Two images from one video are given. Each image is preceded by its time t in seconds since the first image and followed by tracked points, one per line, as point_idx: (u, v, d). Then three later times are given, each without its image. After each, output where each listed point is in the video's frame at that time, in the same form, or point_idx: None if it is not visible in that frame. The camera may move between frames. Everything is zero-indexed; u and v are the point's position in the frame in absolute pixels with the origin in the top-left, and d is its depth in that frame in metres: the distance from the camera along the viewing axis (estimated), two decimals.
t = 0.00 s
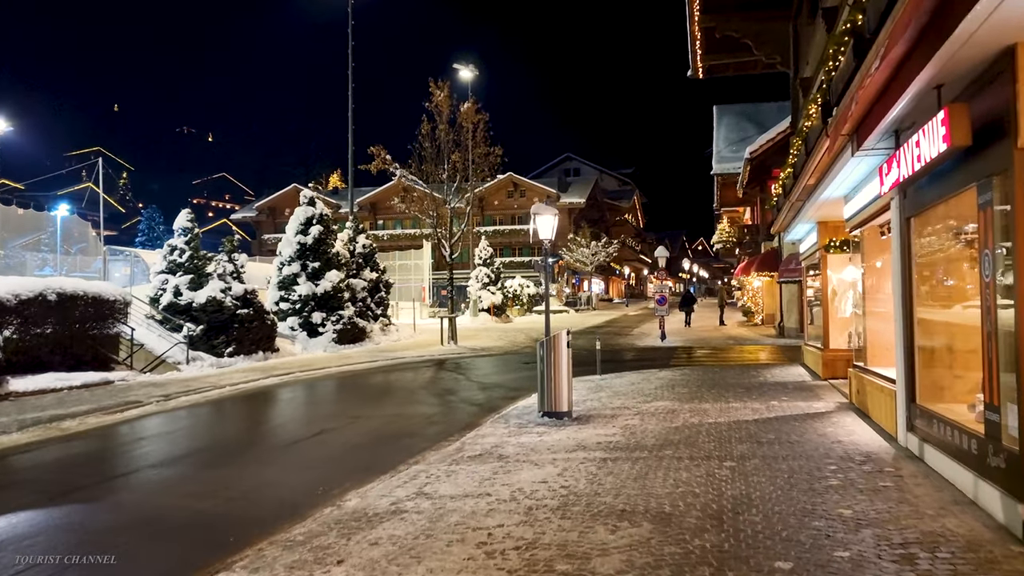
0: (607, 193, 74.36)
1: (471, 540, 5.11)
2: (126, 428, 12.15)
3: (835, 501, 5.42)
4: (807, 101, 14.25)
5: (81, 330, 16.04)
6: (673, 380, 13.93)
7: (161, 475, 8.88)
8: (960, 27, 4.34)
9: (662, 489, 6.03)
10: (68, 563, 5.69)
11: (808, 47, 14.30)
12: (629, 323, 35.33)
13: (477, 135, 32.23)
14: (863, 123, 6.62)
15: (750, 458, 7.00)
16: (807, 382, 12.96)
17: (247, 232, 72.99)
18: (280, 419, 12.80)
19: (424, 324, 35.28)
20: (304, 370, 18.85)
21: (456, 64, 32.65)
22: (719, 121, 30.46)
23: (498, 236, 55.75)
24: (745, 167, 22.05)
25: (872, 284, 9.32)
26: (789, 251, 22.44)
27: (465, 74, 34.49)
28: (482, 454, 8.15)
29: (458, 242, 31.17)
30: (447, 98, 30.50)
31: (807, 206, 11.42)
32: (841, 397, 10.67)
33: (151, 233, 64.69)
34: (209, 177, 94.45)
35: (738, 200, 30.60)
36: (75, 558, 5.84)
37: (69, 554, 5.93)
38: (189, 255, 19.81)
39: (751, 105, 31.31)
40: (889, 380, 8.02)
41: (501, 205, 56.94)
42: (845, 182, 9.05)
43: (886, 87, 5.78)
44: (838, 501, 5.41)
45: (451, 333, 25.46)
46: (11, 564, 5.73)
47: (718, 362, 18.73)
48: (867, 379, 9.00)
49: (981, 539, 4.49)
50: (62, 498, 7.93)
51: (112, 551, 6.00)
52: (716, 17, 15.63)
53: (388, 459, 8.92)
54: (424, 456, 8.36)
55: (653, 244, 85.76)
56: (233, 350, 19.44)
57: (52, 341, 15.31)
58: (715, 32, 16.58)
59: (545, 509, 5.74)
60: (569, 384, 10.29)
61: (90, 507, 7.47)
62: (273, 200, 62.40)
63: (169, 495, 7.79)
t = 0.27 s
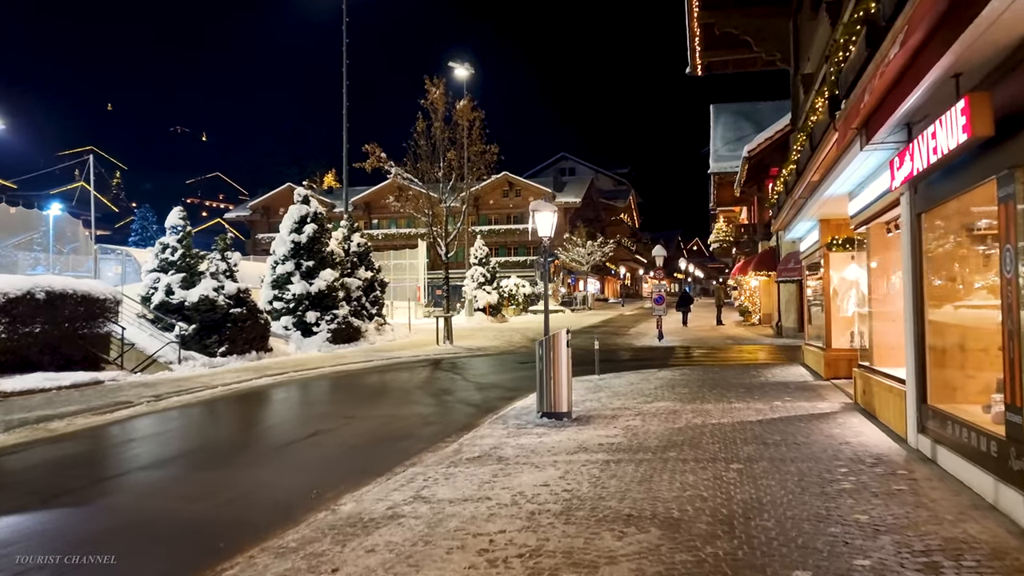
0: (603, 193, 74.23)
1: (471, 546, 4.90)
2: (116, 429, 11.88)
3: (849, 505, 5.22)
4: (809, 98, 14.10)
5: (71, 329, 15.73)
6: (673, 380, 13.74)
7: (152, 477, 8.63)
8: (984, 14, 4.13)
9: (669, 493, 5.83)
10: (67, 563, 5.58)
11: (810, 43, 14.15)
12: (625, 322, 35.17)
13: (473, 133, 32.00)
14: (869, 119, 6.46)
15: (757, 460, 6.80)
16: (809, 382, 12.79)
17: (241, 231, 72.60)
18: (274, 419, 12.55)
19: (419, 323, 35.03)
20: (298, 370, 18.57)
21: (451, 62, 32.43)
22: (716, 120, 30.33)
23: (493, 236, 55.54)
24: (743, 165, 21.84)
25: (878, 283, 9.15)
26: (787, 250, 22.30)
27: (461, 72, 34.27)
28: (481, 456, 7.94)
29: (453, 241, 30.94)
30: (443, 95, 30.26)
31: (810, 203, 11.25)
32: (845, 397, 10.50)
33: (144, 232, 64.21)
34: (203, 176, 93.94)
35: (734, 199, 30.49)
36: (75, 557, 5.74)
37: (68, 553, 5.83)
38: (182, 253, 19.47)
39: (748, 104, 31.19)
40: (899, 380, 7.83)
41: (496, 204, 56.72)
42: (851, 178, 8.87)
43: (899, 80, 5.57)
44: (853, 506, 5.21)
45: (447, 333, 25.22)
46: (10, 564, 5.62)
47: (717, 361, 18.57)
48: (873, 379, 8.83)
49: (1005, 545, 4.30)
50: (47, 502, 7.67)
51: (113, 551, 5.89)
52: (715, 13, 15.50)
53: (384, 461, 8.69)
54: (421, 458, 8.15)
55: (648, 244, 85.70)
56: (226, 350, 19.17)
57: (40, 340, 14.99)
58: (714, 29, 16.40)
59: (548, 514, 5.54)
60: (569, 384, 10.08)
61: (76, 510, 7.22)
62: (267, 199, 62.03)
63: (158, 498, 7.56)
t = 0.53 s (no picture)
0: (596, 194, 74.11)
1: (476, 562, 4.65)
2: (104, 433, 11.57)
3: (870, 517, 5.00)
4: (810, 97, 13.91)
5: (58, 330, 15.39)
6: (673, 382, 13.52)
7: (142, 484, 8.36)
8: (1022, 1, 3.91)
9: (681, 503, 5.60)
10: (68, 564, 5.61)
11: (811, 41, 13.97)
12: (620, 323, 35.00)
13: (467, 132, 31.72)
14: (881, 116, 6.30)
15: (769, 468, 6.58)
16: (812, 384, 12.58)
17: (233, 231, 72.08)
18: (266, 423, 12.26)
19: (413, 324, 34.73)
20: (291, 372, 18.24)
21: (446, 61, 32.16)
22: (712, 120, 30.19)
23: (487, 236, 55.28)
24: (741, 165, 21.60)
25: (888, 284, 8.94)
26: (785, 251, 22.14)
27: (455, 71, 34.02)
28: (481, 462, 7.69)
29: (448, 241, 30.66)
30: (437, 93, 29.98)
31: (814, 203, 11.05)
32: (851, 400, 10.30)
33: (135, 232, 63.58)
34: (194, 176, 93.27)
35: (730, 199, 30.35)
36: (75, 558, 5.76)
37: (68, 553, 5.86)
38: (172, 254, 19.21)
39: (744, 104, 31.06)
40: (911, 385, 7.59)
41: (490, 204, 56.46)
42: (860, 178, 8.66)
43: (920, 74, 5.35)
44: (875, 518, 4.99)
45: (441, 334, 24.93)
46: (10, 564, 5.64)
47: (715, 363, 18.38)
48: (883, 384, 8.61)
49: None
50: (31, 510, 7.38)
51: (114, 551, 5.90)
52: (715, 10, 15.29)
53: (381, 467, 8.44)
54: (419, 465, 7.89)
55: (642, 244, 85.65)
56: (217, 352, 18.85)
57: (27, 342, 14.65)
58: (714, 26, 16.21)
59: (555, 526, 5.29)
60: (570, 388, 9.84)
61: (60, 520, 6.92)
62: (259, 199, 61.57)
63: (148, 506, 7.30)
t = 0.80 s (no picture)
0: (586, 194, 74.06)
1: None
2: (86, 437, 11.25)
3: (879, 526, 4.83)
4: (805, 97, 13.80)
5: (40, 332, 15.04)
6: (667, 385, 13.37)
7: (125, 491, 8.10)
8: None
9: (683, 512, 5.42)
10: (67, 564, 5.65)
11: (806, 40, 13.87)
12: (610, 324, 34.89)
13: (458, 131, 31.48)
14: (883, 116, 6.20)
15: (771, 474, 6.41)
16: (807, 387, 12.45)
17: (220, 231, 71.42)
18: (252, 426, 12.00)
19: (402, 325, 34.46)
20: (278, 375, 17.95)
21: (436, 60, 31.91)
22: (703, 120, 30.12)
23: (477, 236, 55.05)
24: (733, 165, 21.44)
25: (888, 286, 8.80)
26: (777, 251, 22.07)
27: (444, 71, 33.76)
28: (474, 468, 7.49)
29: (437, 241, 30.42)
30: (427, 92, 29.72)
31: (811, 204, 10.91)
32: (848, 403, 10.17)
33: (120, 232, 62.84)
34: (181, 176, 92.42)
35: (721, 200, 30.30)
36: (75, 557, 5.81)
37: (69, 553, 5.91)
38: (157, 254, 18.83)
39: (734, 105, 31.01)
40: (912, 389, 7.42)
41: (479, 205, 56.23)
42: (860, 178, 8.53)
43: (928, 69, 5.19)
44: (885, 527, 4.83)
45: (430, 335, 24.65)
46: (9, 564, 5.69)
47: (707, 364, 18.26)
48: (882, 387, 8.44)
49: None
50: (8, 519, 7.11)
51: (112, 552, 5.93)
52: (709, 9, 15.11)
53: (372, 473, 8.23)
54: (410, 471, 7.67)
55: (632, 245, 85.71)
56: (203, 354, 18.53)
57: (7, 344, 14.29)
58: (707, 25, 16.05)
59: (553, 536, 5.11)
60: (564, 391, 9.66)
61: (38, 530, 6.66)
62: (246, 199, 61.02)
63: (132, 514, 7.07)
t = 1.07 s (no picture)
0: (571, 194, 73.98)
1: None
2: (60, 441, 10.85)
3: (883, 532, 4.66)
4: (795, 94, 13.69)
5: (14, 331, 14.65)
6: (656, 385, 13.21)
7: (100, 497, 7.77)
8: None
9: (679, 517, 5.22)
10: (65, 564, 5.54)
11: (795, 37, 13.76)
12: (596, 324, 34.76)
13: (443, 129, 31.19)
14: (881, 109, 6.06)
15: (767, 477, 6.24)
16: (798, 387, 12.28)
17: (202, 231, 70.56)
18: (233, 428, 11.68)
19: (387, 325, 34.12)
20: (260, 375, 17.59)
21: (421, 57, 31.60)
22: (689, 119, 30.06)
23: (462, 236, 54.76)
24: (720, 165, 21.37)
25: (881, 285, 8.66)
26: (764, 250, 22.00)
27: (429, 69, 33.47)
28: (461, 472, 7.26)
29: (422, 240, 30.11)
30: (412, 90, 29.41)
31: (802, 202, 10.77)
32: (840, 403, 10.04)
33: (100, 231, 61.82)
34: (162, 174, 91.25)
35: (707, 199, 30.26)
36: (74, 558, 5.70)
37: (67, 553, 5.79)
38: (136, 252, 18.37)
39: (721, 104, 30.98)
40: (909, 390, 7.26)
41: (465, 204, 55.94)
42: (854, 174, 8.39)
43: (932, 60, 5.03)
44: (889, 533, 4.66)
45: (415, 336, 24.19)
46: (8, 564, 5.58)
47: (695, 364, 18.15)
48: (875, 388, 8.30)
49: None
50: None
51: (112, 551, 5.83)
52: (698, 6, 14.97)
53: (357, 477, 7.98)
54: (395, 475, 7.42)
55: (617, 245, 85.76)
56: (183, 354, 18.13)
57: None
58: (695, 21, 15.92)
59: (544, 544, 4.89)
60: (553, 392, 9.44)
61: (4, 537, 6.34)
62: (229, 198, 60.28)
63: (108, 521, 6.77)
